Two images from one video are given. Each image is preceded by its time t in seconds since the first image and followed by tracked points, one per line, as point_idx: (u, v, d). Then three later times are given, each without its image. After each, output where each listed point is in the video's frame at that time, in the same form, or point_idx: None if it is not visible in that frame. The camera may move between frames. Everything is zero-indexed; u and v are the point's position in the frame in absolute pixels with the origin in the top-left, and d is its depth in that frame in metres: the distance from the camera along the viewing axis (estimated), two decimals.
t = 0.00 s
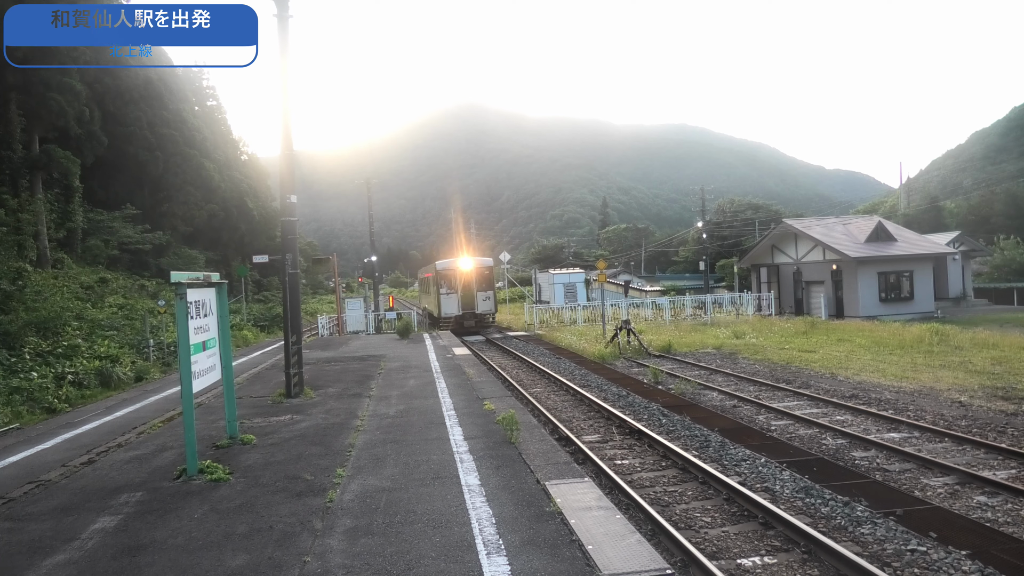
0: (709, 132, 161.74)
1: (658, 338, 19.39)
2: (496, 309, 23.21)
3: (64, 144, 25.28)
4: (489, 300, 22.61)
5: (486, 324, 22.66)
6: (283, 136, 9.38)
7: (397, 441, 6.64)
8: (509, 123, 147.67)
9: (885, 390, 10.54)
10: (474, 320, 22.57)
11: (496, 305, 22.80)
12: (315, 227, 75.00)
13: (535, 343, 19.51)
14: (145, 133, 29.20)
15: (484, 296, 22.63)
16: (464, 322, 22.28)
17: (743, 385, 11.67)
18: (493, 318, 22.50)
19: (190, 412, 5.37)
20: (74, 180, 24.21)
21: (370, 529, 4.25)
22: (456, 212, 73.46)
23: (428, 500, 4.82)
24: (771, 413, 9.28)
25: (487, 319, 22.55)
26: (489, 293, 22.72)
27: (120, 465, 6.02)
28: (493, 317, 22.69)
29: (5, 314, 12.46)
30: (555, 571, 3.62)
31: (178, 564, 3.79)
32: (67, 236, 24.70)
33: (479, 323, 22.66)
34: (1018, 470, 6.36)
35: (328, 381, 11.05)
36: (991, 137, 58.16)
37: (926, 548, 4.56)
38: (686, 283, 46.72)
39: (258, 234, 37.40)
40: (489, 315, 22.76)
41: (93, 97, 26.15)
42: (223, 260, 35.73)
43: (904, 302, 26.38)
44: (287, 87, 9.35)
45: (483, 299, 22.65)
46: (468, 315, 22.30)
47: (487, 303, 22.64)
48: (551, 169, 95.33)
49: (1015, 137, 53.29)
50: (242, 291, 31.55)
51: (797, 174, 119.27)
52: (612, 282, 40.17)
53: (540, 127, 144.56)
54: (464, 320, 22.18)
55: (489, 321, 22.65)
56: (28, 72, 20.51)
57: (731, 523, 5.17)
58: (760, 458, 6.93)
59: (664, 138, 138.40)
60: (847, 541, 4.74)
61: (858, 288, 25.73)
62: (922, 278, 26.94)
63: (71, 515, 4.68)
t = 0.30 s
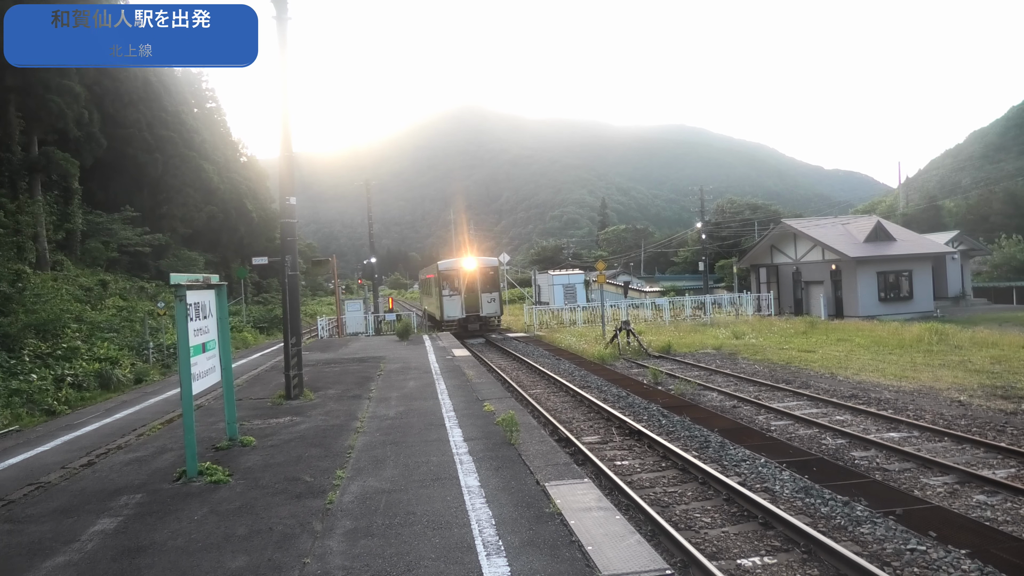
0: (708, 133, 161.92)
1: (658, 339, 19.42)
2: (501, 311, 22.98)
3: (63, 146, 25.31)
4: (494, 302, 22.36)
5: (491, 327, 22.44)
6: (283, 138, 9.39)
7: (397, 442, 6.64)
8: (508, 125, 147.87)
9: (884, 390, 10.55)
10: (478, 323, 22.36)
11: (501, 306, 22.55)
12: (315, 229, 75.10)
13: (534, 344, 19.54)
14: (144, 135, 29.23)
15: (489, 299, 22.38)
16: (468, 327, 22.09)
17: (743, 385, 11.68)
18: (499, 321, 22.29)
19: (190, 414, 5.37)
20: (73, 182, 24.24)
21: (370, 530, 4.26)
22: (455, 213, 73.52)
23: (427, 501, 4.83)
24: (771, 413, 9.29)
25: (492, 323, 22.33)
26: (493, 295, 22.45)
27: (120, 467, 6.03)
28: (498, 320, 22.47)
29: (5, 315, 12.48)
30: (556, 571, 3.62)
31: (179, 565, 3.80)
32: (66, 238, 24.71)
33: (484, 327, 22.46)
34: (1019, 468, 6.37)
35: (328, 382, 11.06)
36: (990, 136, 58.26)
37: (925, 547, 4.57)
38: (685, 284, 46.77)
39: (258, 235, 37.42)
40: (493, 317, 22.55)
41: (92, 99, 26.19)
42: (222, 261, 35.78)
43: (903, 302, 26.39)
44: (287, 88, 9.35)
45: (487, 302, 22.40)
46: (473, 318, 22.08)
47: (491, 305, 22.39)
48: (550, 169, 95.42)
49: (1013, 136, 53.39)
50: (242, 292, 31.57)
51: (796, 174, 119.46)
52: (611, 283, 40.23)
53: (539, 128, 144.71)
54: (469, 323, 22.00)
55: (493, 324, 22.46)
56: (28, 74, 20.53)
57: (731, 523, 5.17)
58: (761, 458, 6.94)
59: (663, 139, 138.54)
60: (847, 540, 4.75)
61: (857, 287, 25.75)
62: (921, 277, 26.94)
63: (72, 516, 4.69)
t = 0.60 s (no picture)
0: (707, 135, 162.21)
1: (657, 341, 19.44)
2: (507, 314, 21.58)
3: (62, 149, 25.35)
4: (501, 305, 20.77)
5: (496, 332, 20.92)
6: (282, 141, 9.39)
7: (396, 445, 6.63)
8: (506, 127, 148.03)
9: (883, 391, 10.57)
10: (483, 328, 20.81)
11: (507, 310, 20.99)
12: (314, 231, 75.14)
13: (534, 347, 19.53)
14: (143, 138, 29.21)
15: (495, 300, 20.91)
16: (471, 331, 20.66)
17: (742, 386, 11.69)
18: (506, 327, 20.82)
19: (189, 417, 5.36)
20: (71, 185, 24.21)
21: (369, 534, 4.26)
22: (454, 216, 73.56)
23: (426, 504, 4.83)
24: (770, 415, 9.31)
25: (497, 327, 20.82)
26: (500, 297, 21.00)
27: (119, 470, 6.02)
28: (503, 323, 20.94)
29: (4, 319, 12.47)
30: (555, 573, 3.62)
31: (178, 568, 3.79)
32: (65, 241, 24.68)
33: (490, 335, 21.08)
34: (1017, 469, 6.38)
35: (327, 385, 11.04)
36: (988, 137, 58.40)
37: (924, 548, 4.57)
38: (685, 286, 46.79)
39: (256, 238, 37.41)
40: (499, 322, 21.10)
41: (92, 102, 26.23)
42: (221, 264, 35.76)
43: (902, 303, 26.40)
44: (286, 91, 9.36)
45: (493, 305, 20.85)
46: (477, 322, 20.55)
47: (497, 308, 20.83)
48: (549, 172, 95.50)
49: (1011, 138, 53.51)
50: (241, 295, 31.56)
51: (795, 176, 119.63)
52: (610, 285, 40.24)
53: (538, 131, 144.84)
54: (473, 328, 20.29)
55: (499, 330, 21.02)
56: (26, 77, 20.51)
57: (731, 524, 5.17)
58: (760, 459, 6.94)
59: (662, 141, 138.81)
60: (846, 541, 4.75)
61: (856, 289, 25.77)
62: (920, 279, 26.96)
63: (71, 520, 4.68)
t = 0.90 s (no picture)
0: (705, 136, 162.36)
1: (655, 342, 19.45)
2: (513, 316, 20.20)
3: (59, 152, 25.34)
4: (506, 307, 19.33)
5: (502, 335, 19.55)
6: (280, 144, 9.39)
7: (394, 447, 6.62)
8: (504, 129, 148.18)
9: (882, 392, 10.57)
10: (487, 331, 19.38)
11: (513, 312, 19.57)
12: (311, 233, 75.16)
13: (532, 348, 19.53)
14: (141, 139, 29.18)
15: (500, 301, 19.42)
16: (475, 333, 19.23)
17: (740, 388, 11.71)
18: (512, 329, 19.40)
19: (186, 420, 5.35)
20: (69, 188, 24.18)
21: (366, 535, 4.26)
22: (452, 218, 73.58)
23: (424, 505, 4.83)
24: (768, 416, 9.32)
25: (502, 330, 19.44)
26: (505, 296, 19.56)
27: (116, 473, 6.01)
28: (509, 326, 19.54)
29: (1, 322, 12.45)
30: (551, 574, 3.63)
31: (176, 570, 3.80)
32: (63, 243, 24.66)
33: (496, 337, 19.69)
34: (1014, 470, 6.39)
35: (325, 387, 11.04)
36: (985, 139, 58.58)
37: (922, 549, 4.58)
38: (683, 287, 46.87)
39: (254, 240, 37.42)
40: (504, 325, 19.66)
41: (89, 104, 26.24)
42: (219, 266, 35.75)
43: (900, 304, 26.46)
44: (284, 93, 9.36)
45: (497, 307, 19.39)
46: (480, 326, 19.10)
47: (502, 311, 19.39)
48: (547, 173, 95.60)
49: (1008, 139, 53.66)
50: (239, 297, 31.58)
51: (792, 177, 119.87)
52: (608, 287, 40.29)
53: (536, 133, 145.02)
54: (476, 330, 18.95)
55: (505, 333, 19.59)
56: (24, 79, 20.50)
57: (728, 525, 5.18)
58: (758, 461, 6.95)
59: (660, 142, 138.91)
60: (844, 542, 4.76)
61: (854, 290, 25.83)
62: (918, 280, 27.02)
63: (68, 522, 4.68)
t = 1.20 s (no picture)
0: (703, 136, 162.42)
1: (654, 342, 19.48)
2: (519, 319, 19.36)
3: (58, 154, 25.30)
4: (512, 309, 18.50)
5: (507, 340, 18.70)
6: (278, 146, 9.40)
7: (393, 448, 6.62)
8: (503, 130, 148.23)
9: (880, 392, 10.59)
10: (492, 335, 18.53)
11: (519, 314, 18.74)
12: (310, 235, 75.19)
13: (531, 348, 19.56)
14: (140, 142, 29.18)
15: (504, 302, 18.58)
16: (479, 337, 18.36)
17: (739, 387, 11.72)
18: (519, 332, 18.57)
19: (185, 422, 5.36)
20: (68, 190, 24.18)
21: (365, 536, 4.27)
22: (451, 219, 73.58)
23: (423, 505, 4.84)
24: (767, 416, 9.33)
25: (508, 334, 18.62)
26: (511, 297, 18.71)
27: (115, 475, 6.01)
28: (515, 329, 18.71)
29: None
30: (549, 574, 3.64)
31: (175, 572, 3.80)
32: (62, 246, 24.64)
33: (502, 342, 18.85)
34: (1014, 469, 6.39)
35: (324, 388, 11.04)
36: (983, 138, 58.67)
37: (920, 548, 4.59)
38: (682, 287, 46.89)
39: (253, 241, 37.43)
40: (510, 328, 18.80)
41: (88, 106, 26.27)
42: (218, 268, 35.74)
43: (898, 303, 26.48)
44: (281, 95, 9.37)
45: (502, 309, 18.55)
46: (485, 329, 18.40)
47: (508, 312, 18.54)
48: (546, 173, 95.66)
49: (1005, 139, 53.78)
50: (238, 299, 31.58)
51: (791, 177, 120.02)
52: (608, 287, 40.30)
53: (535, 134, 145.11)
54: (480, 334, 18.30)
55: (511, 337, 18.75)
56: (22, 82, 20.62)
57: (727, 525, 5.19)
58: (757, 460, 6.97)
59: (659, 142, 139.02)
60: (842, 542, 4.77)
61: (853, 289, 25.87)
62: (917, 279, 27.04)
63: (67, 524, 4.68)
